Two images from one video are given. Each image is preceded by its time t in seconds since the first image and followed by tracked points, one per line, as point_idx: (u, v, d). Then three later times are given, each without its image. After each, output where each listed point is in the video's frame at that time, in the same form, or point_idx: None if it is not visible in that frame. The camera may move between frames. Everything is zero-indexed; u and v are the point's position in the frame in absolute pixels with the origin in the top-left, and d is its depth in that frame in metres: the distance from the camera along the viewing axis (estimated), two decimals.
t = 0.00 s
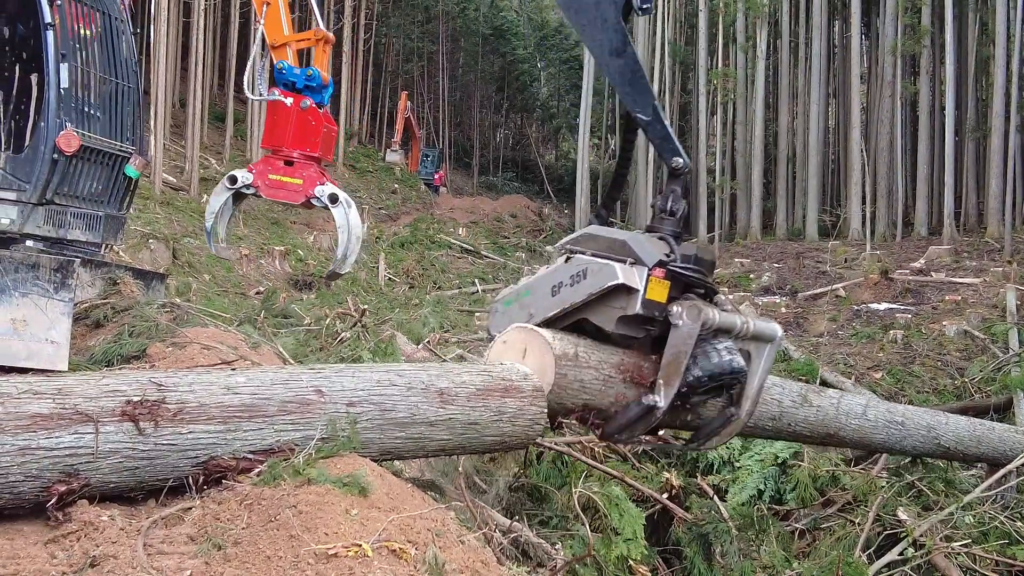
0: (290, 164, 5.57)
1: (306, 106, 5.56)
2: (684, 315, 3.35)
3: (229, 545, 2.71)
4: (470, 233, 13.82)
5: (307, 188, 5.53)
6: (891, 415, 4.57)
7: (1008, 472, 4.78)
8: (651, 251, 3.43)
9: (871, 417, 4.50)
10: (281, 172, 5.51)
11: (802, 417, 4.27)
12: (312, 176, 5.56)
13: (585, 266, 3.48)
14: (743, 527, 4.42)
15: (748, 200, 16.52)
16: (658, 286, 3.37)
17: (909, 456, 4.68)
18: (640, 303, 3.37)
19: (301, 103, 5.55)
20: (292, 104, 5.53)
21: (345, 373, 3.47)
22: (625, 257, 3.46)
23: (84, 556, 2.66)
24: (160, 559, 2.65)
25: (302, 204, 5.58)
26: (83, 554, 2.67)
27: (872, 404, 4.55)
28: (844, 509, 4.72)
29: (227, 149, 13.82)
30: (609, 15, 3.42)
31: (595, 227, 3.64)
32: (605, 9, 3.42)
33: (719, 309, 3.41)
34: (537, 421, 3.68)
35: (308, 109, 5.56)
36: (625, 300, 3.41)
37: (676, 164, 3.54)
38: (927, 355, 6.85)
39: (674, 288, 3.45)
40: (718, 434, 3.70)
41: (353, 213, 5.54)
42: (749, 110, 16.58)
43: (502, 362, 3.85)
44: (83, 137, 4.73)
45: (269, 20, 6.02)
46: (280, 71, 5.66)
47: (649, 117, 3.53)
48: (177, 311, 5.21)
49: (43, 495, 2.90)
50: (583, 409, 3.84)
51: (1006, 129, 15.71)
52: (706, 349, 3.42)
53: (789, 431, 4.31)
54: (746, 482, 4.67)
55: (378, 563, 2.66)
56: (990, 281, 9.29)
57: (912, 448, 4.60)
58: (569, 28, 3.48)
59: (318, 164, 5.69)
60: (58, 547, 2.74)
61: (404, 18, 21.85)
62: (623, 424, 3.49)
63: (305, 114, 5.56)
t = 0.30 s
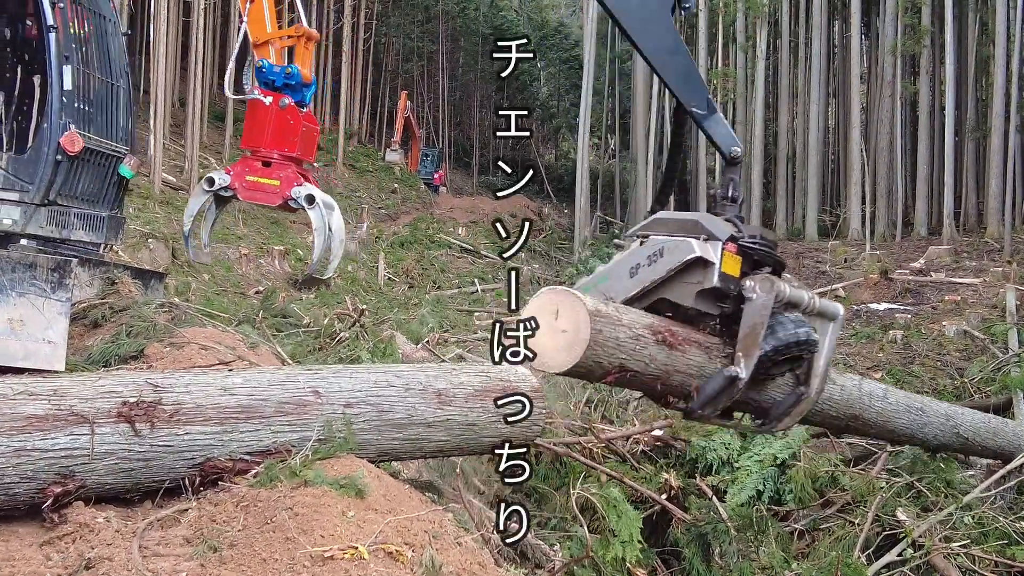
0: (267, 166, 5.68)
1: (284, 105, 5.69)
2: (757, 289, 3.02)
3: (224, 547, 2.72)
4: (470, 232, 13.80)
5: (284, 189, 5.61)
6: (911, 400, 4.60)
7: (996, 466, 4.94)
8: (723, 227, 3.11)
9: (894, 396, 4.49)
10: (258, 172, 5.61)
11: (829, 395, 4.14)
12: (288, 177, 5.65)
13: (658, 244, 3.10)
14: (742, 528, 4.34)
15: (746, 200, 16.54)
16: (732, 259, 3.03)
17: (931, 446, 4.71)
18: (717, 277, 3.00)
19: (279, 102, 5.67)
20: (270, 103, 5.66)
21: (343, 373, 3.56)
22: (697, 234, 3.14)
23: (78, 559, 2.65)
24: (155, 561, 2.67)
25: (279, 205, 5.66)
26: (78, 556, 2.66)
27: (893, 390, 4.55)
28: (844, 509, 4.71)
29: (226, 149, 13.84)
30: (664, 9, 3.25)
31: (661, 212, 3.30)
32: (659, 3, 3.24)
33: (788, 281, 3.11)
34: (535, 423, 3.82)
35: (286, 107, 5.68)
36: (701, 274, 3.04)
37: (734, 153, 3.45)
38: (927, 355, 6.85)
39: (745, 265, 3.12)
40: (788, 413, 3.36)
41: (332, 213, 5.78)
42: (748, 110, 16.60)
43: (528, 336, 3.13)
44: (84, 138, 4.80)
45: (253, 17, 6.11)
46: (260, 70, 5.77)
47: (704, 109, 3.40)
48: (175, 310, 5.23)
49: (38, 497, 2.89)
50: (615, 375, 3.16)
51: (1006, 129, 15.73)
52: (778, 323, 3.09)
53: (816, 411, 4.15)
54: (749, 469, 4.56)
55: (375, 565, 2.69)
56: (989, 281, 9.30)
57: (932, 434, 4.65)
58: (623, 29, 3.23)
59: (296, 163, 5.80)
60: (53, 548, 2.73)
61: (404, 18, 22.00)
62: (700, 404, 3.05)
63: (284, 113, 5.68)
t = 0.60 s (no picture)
0: (232, 178, 5.49)
1: (254, 115, 5.45)
2: (819, 295, 3.34)
3: (214, 551, 2.93)
4: (466, 232, 13.81)
5: (247, 203, 5.42)
6: (930, 395, 4.53)
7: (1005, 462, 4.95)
8: (778, 243, 3.49)
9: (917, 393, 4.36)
10: (223, 184, 5.44)
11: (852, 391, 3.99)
12: (253, 191, 5.43)
13: (720, 266, 3.45)
14: (736, 528, 4.38)
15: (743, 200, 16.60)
16: (790, 269, 3.36)
17: (954, 444, 4.64)
18: (780, 289, 3.33)
19: (249, 112, 5.45)
20: (240, 113, 5.45)
21: (336, 378, 3.81)
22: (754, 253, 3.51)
23: (67, 562, 2.89)
24: (144, 564, 2.88)
25: (243, 220, 5.47)
26: (67, 560, 2.90)
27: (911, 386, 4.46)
28: (837, 510, 4.71)
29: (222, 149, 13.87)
30: (699, 53, 3.39)
31: (715, 240, 3.70)
32: (694, 49, 3.38)
33: (843, 284, 3.44)
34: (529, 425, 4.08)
35: (255, 118, 5.45)
36: (766, 288, 3.37)
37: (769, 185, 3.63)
38: (924, 355, 6.84)
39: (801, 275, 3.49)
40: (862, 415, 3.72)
41: (298, 229, 5.48)
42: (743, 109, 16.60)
43: (554, 345, 3.18)
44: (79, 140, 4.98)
45: (230, 25, 5.92)
46: (234, 80, 5.56)
47: (739, 141, 3.55)
48: (169, 312, 5.21)
49: (29, 499, 3.12)
50: (646, 376, 3.20)
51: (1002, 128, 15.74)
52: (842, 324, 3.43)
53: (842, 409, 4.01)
54: (744, 476, 4.58)
55: (363, 568, 2.92)
56: (985, 281, 9.31)
57: (954, 429, 4.58)
58: (663, 72, 3.36)
59: (263, 177, 5.59)
60: (42, 552, 2.96)
61: (400, 17, 22.49)
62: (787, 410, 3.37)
63: (252, 124, 5.45)
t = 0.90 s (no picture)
0: (184, 174, 5.78)
1: (206, 112, 5.71)
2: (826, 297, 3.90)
3: (187, 552, 3.20)
4: (447, 232, 13.88)
5: (197, 201, 5.70)
6: (917, 390, 4.65)
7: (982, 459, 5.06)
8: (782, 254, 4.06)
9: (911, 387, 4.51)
10: (173, 181, 5.72)
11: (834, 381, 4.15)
12: (203, 189, 5.73)
13: (734, 279, 4.02)
14: (715, 527, 4.44)
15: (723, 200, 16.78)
16: (798, 277, 3.98)
17: (941, 441, 4.74)
18: (791, 294, 3.93)
19: (202, 109, 5.70)
20: (194, 109, 5.69)
21: (314, 379, 4.09)
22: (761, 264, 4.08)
23: (39, 563, 3.08)
24: (117, 565, 3.11)
25: (194, 216, 5.76)
26: (39, 561, 3.09)
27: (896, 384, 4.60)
28: (817, 508, 4.74)
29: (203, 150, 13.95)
30: (700, 81, 4.08)
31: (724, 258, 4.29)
32: (696, 77, 4.08)
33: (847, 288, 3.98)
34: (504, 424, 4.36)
35: (208, 115, 5.70)
36: (777, 295, 3.95)
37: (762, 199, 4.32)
38: (903, 353, 6.89)
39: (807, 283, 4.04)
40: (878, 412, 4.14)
41: (247, 230, 5.72)
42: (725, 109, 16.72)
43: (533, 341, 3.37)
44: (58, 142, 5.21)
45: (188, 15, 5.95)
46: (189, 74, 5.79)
47: (741, 160, 4.25)
48: (146, 312, 5.26)
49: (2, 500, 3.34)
50: (628, 365, 3.43)
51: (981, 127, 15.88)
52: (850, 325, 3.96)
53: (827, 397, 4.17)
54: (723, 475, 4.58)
55: (338, 568, 3.16)
56: (964, 279, 9.42)
57: (943, 426, 4.70)
58: (667, 95, 4.08)
59: (215, 174, 5.88)
60: (15, 553, 3.17)
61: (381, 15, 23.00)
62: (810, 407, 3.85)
63: (205, 121, 5.70)
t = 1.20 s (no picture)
0: (107, 165, 5.96)
1: (131, 103, 5.86)
2: (772, 288, 4.10)
3: (127, 552, 3.19)
4: (397, 228, 13.89)
5: (120, 193, 5.91)
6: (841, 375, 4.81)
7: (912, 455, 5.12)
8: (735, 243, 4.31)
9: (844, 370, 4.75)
10: (97, 171, 5.90)
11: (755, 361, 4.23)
12: (127, 180, 5.93)
13: (686, 261, 4.28)
14: (662, 522, 4.57)
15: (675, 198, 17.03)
16: (746, 266, 4.20)
17: (865, 424, 4.89)
18: (738, 281, 4.16)
19: (128, 100, 5.86)
20: (118, 99, 5.85)
21: (258, 375, 4.08)
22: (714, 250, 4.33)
23: None
24: (55, 566, 3.11)
25: (117, 207, 5.98)
26: None
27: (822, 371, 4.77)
28: (762, 503, 4.80)
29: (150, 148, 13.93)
30: (665, 77, 4.49)
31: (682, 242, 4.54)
32: (661, 74, 4.48)
33: (794, 282, 4.18)
34: (450, 422, 4.40)
35: (133, 105, 5.86)
36: (724, 280, 4.20)
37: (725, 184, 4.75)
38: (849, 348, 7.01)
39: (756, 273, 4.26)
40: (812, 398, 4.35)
41: (169, 224, 6.05)
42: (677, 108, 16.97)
43: (444, 303, 3.46)
44: None
45: (119, 5, 6.08)
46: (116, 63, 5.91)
47: (706, 153, 4.71)
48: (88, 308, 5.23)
49: None
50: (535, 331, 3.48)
51: (927, 125, 16.23)
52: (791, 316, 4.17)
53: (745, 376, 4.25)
54: (672, 466, 4.56)
55: (281, 567, 3.20)
56: (909, 275, 9.65)
57: (866, 411, 4.86)
58: (635, 92, 4.46)
59: (140, 165, 6.04)
60: None
61: (329, 12, 23.21)
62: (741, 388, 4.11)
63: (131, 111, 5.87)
